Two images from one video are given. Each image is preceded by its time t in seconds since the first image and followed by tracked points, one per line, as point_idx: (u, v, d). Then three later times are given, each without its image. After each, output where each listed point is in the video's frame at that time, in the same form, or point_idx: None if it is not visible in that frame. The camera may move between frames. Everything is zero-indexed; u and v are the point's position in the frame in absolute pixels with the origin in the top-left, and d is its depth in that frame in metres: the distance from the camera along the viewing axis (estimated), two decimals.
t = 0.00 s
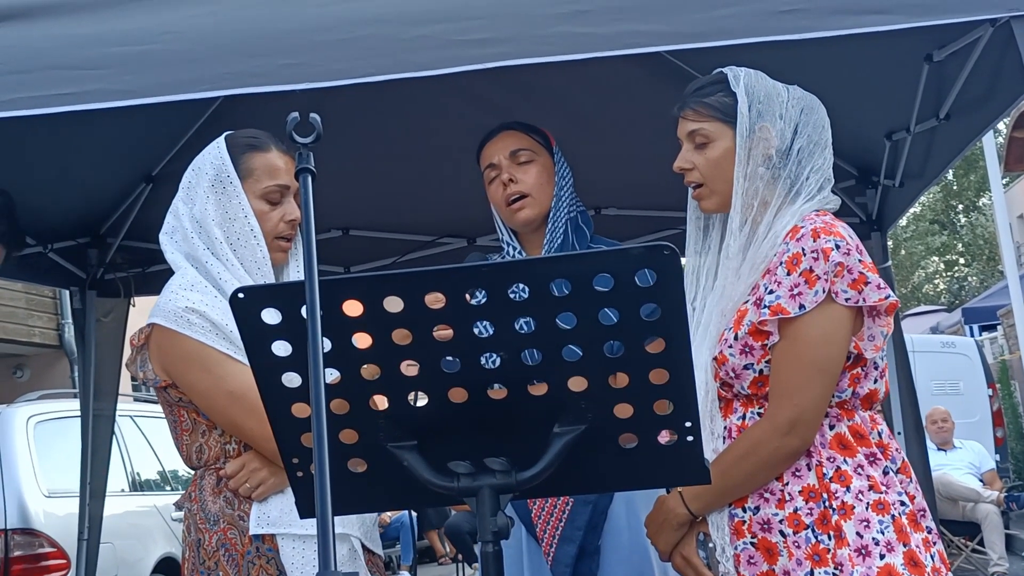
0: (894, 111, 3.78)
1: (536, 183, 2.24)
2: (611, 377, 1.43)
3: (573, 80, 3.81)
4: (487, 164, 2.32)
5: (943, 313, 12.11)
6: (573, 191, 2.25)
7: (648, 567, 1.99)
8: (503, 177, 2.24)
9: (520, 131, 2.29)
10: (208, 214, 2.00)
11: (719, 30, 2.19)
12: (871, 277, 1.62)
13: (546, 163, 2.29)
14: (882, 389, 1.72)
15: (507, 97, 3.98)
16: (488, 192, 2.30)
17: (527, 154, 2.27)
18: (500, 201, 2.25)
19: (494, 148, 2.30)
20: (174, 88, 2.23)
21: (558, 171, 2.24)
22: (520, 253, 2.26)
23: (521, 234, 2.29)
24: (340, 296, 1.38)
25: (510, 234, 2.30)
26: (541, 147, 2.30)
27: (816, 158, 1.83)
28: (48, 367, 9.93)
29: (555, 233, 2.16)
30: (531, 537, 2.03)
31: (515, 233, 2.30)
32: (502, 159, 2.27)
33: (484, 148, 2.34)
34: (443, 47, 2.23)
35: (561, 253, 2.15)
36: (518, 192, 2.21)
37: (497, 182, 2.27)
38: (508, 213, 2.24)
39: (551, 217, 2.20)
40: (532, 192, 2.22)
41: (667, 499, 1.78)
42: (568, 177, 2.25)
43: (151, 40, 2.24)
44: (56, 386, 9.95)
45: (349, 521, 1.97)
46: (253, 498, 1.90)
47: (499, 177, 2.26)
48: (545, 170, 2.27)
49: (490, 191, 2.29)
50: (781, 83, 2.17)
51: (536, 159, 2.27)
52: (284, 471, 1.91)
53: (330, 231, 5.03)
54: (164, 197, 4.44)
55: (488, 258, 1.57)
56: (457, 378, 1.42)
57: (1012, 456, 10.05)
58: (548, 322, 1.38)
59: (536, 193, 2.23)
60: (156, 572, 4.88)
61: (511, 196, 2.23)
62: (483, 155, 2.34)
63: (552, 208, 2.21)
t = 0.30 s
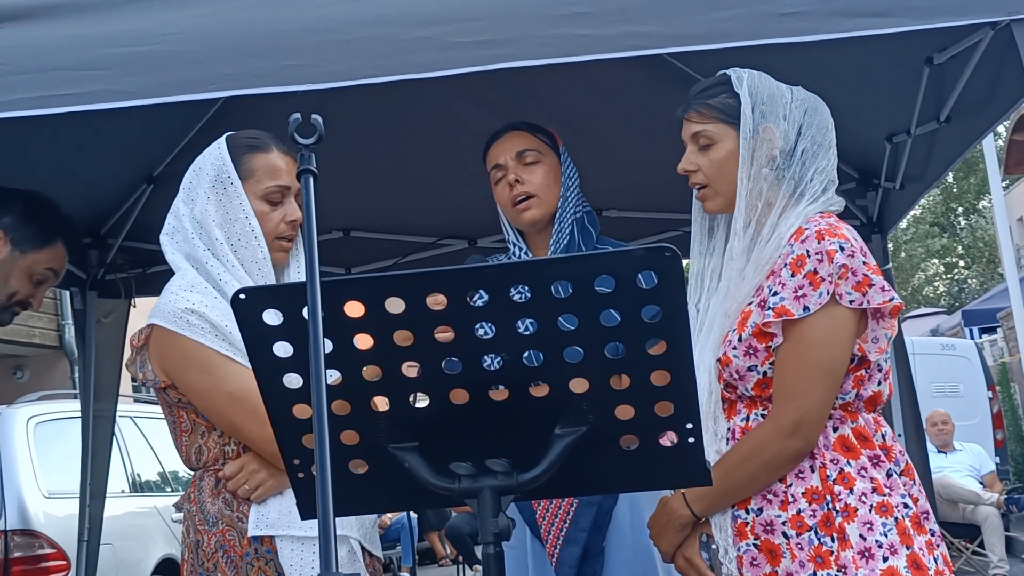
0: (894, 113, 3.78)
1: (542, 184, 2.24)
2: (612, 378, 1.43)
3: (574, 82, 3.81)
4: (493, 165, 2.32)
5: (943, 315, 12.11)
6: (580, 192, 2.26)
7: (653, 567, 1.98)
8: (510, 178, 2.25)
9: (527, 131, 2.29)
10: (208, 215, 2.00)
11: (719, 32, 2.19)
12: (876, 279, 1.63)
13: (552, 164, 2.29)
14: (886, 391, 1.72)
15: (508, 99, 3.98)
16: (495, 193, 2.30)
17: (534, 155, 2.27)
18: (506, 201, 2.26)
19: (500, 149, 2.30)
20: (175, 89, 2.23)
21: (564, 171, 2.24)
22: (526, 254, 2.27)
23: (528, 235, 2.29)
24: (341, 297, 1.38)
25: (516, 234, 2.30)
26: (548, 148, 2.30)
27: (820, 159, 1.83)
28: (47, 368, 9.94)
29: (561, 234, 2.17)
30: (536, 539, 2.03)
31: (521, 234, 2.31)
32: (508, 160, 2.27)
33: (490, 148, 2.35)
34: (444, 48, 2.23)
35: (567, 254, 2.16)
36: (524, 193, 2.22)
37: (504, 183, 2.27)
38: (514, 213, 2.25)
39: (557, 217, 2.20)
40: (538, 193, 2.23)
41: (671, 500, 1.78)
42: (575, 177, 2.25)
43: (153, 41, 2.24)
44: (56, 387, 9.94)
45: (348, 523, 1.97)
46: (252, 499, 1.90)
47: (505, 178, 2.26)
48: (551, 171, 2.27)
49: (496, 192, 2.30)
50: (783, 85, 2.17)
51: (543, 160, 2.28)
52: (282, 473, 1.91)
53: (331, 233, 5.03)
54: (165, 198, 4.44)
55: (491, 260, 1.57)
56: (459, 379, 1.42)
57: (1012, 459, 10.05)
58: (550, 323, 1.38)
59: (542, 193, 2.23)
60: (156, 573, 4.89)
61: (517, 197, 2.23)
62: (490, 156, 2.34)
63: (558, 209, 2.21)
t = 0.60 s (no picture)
0: (895, 112, 3.78)
1: (547, 182, 2.24)
2: (614, 377, 1.42)
3: (575, 81, 3.81)
4: (497, 163, 2.32)
5: (944, 315, 12.11)
6: (585, 190, 2.26)
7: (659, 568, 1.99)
8: (514, 177, 2.25)
9: (530, 130, 2.29)
10: (209, 214, 2.00)
11: (720, 31, 2.19)
12: (881, 278, 1.62)
13: (556, 162, 2.28)
14: (890, 390, 1.72)
15: (509, 98, 3.98)
16: (499, 191, 2.30)
17: (538, 153, 2.26)
18: (511, 200, 2.26)
19: (503, 147, 2.30)
20: (175, 88, 2.23)
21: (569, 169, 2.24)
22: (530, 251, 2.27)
23: (532, 233, 2.30)
24: (343, 296, 1.38)
25: (521, 232, 2.31)
26: (551, 146, 2.30)
27: (822, 157, 1.83)
28: (48, 367, 9.94)
29: (566, 232, 2.17)
30: (541, 537, 2.03)
31: (526, 232, 2.31)
32: (512, 159, 2.27)
33: (494, 147, 2.34)
34: (445, 47, 2.23)
35: (571, 251, 2.16)
36: (529, 192, 2.22)
37: (509, 182, 2.27)
38: (518, 211, 2.25)
39: (562, 215, 2.21)
40: (543, 190, 2.23)
41: (674, 500, 1.77)
42: (579, 176, 2.25)
43: (154, 39, 2.24)
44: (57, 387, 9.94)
45: (346, 523, 1.96)
46: (251, 499, 1.90)
47: (510, 177, 2.26)
48: (555, 170, 2.27)
49: (501, 190, 2.30)
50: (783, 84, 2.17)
51: (547, 158, 2.27)
52: (283, 473, 1.91)
53: (332, 232, 5.03)
54: (165, 197, 4.44)
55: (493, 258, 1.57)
56: (461, 378, 1.42)
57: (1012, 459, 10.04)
58: (553, 322, 1.38)
59: (547, 191, 2.23)
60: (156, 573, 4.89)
61: (521, 195, 2.23)
62: (494, 154, 2.33)
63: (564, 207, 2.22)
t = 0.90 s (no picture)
0: (895, 112, 3.78)
1: (547, 180, 2.24)
2: (612, 375, 1.42)
3: (576, 79, 3.81)
4: (498, 161, 2.31)
5: (943, 315, 12.11)
6: (586, 187, 2.25)
7: (657, 567, 1.99)
8: (514, 175, 2.24)
9: (531, 127, 2.29)
10: (207, 211, 2.00)
11: (722, 30, 2.19)
12: (882, 277, 1.62)
13: (557, 160, 2.28)
14: (890, 390, 1.72)
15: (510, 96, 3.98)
16: (500, 189, 2.30)
17: (538, 151, 2.26)
18: (511, 197, 2.26)
19: (505, 145, 2.30)
20: (176, 86, 2.22)
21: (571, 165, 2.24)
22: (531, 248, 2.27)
23: (533, 230, 2.30)
24: (341, 294, 1.38)
25: (522, 230, 2.31)
26: (553, 143, 2.30)
27: (823, 155, 1.83)
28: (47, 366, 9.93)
29: (567, 228, 2.17)
30: (540, 534, 2.03)
31: (527, 229, 2.32)
32: (513, 156, 2.26)
33: (495, 144, 2.34)
34: (446, 46, 2.23)
35: (571, 249, 2.16)
36: (529, 189, 2.21)
37: (510, 179, 2.27)
38: (519, 208, 2.25)
39: (562, 212, 2.20)
40: (543, 187, 2.22)
41: (673, 499, 1.77)
42: (580, 173, 2.25)
43: (155, 37, 2.24)
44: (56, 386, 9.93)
45: (343, 520, 1.96)
46: (247, 497, 1.90)
47: (510, 174, 2.26)
48: (556, 167, 2.27)
49: (502, 188, 2.30)
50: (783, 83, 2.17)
51: (547, 156, 2.27)
52: (279, 471, 1.91)
53: (331, 231, 5.04)
54: (165, 195, 4.43)
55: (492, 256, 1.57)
56: (460, 376, 1.42)
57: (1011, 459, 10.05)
58: (552, 320, 1.37)
59: (547, 188, 2.23)
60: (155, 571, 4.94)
61: (521, 192, 2.23)
62: (495, 152, 2.33)
63: (564, 203, 2.21)
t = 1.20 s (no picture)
0: (893, 113, 3.79)
1: (547, 180, 2.24)
2: (610, 375, 1.42)
3: (574, 80, 3.81)
4: (499, 160, 2.31)
5: (939, 316, 12.13)
6: (587, 187, 2.25)
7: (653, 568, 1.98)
8: (514, 175, 2.25)
9: (533, 127, 2.29)
10: (204, 211, 1.99)
11: (721, 30, 2.19)
12: (880, 279, 1.62)
13: (558, 160, 2.29)
14: (887, 391, 1.72)
15: (508, 96, 3.98)
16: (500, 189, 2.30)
17: (539, 151, 2.26)
18: (511, 197, 2.26)
19: (506, 144, 2.30)
20: (174, 85, 2.22)
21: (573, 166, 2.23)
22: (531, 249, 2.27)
23: (533, 231, 2.30)
24: (339, 294, 1.38)
25: (522, 230, 2.31)
26: (554, 144, 2.30)
27: (822, 155, 1.83)
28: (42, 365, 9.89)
29: (567, 229, 2.17)
30: (535, 535, 2.03)
31: (527, 230, 2.32)
32: (513, 156, 2.26)
33: (495, 144, 2.34)
34: (445, 46, 2.23)
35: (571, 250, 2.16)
36: (529, 189, 2.21)
37: (510, 179, 2.27)
38: (519, 209, 2.25)
39: (563, 213, 2.20)
40: (543, 188, 2.22)
41: (670, 500, 1.77)
42: (581, 173, 2.24)
43: (154, 36, 2.23)
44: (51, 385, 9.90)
45: (339, 521, 1.96)
46: (243, 497, 1.90)
47: (510, 174, 2.26)
48: (557, 167, 2.27)
49: (502, 188, 2.29)
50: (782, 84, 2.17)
51: (548, 156, 2.27)
52: (277, 471, 1.91)
53: (329, 230, 5.03)
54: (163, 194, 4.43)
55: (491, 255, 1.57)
56: (457, 376, 1.42)
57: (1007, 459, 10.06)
58: (549, 321, 1.37)
59: (547, 189, 2.23)
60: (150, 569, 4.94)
61: (521, 193, 2.23)
62: (496, 151, 2.33)
63: (565, 204, 2.21)
